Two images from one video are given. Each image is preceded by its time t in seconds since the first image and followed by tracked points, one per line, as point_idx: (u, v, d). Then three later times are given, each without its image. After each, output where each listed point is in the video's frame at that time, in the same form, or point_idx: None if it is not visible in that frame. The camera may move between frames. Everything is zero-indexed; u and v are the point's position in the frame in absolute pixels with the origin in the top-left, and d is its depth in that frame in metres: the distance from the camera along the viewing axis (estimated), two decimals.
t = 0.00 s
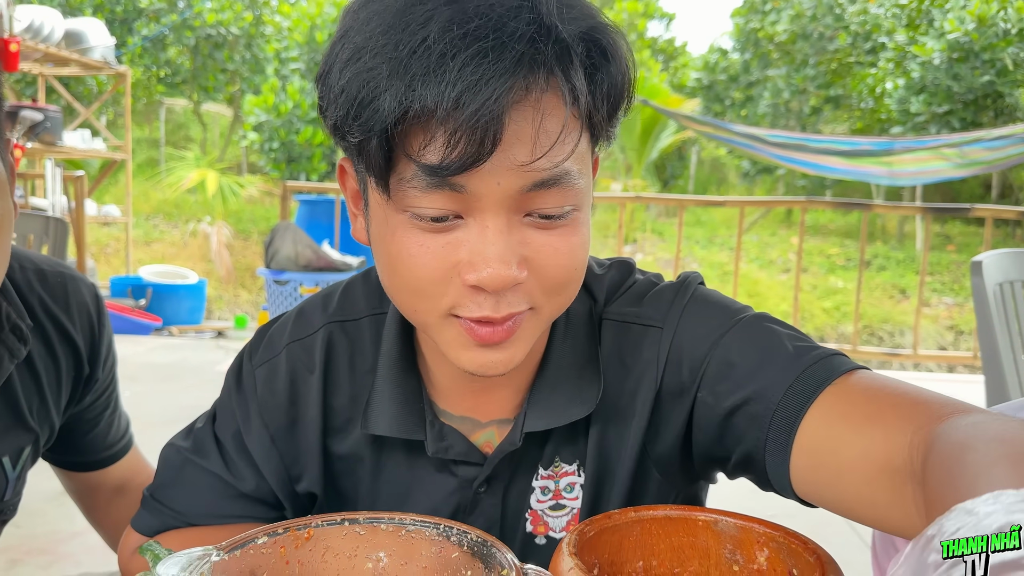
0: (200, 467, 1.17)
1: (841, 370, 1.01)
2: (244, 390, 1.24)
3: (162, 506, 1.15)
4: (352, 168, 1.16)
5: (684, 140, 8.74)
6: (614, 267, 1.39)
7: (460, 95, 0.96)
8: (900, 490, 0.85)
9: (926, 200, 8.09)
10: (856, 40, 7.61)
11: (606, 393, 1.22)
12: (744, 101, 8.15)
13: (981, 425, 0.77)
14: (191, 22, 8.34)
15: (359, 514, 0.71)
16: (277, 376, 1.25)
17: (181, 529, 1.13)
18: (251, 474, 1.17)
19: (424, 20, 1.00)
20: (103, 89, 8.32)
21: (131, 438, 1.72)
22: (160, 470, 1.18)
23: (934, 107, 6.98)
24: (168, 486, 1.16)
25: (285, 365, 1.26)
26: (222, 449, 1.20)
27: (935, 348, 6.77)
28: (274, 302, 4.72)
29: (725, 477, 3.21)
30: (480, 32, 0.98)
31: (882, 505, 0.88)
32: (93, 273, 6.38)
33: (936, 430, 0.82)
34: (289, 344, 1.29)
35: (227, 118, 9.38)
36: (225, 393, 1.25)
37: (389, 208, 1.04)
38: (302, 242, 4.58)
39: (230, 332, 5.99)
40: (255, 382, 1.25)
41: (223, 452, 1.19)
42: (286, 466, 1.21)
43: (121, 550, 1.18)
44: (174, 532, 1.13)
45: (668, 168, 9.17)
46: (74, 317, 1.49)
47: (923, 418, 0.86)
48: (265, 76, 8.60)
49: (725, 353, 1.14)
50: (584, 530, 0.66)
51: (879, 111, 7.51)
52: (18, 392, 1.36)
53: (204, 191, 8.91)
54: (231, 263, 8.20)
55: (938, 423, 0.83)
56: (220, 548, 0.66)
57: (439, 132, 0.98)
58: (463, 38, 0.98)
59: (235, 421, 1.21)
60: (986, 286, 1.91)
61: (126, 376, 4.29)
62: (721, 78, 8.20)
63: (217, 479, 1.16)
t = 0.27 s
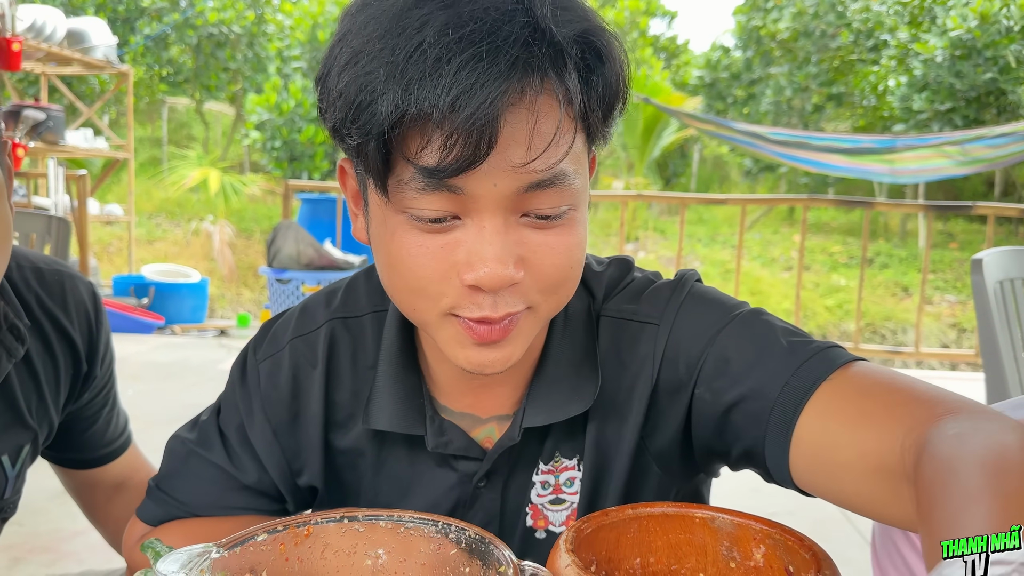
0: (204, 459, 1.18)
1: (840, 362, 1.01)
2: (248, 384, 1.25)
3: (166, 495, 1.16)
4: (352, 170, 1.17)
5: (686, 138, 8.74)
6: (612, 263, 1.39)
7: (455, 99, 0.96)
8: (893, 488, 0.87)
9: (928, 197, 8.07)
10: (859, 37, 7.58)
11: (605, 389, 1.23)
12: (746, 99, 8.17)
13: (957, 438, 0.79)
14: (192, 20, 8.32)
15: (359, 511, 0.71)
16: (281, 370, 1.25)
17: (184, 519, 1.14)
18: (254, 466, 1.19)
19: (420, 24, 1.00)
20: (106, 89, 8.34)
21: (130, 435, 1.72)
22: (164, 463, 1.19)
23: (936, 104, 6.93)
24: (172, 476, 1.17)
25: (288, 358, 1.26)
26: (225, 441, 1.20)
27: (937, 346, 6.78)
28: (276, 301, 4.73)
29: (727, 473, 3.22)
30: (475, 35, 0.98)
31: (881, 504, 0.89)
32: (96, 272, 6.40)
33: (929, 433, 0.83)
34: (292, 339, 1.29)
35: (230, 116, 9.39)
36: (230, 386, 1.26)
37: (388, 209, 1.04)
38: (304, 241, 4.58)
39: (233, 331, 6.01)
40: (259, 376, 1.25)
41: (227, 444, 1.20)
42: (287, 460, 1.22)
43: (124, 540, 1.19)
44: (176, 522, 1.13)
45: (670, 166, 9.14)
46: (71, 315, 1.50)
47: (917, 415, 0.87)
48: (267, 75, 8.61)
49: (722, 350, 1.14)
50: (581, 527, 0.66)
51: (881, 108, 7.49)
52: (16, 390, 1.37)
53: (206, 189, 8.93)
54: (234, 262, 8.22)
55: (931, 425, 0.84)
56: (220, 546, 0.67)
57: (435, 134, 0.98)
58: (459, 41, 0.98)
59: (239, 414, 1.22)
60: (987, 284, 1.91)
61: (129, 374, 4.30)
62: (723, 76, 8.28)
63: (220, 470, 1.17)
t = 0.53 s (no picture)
0: (203, 461, 1.19)
1: (821, 361, 1.01)
2: (246, 386, 1.26)
3: (166, 499, 1.18)
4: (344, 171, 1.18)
5: (688, 137, 8.74)
6: (603, 262, 1.40)
7: (443, 94, 0.97)
8: (868, 491, 0.88)
9: (931, 195, 8.06)
10: (861, 35, 7.58)
11: (597, 388, 1.23)
12: (748, 97, 8.10)
13: (925, 442, 0.81)
14: (194, 20, 8.34)
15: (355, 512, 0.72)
16: (278, 370, 1.26)
17: (184, 522, 1.16)
18: (252, 468, 1.20)
19: (408, 22, 1.01)
20: (108, 88, 8.35)
21: (131, 437, 1.73)
22: (164, 465, 1.20)
23: (939, 102, 6.94)
24: (172, 479, 1.18)
25: (285, 359, 1.27)
26: (224, 443, 1.22)
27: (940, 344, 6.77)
28: (278, 301, 4.73)
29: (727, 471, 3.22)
30: (462, 33, 0.99)
31: (856, 506, 0.90)
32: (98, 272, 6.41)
33: (902, 436, 0.84)
34: (289, 340, 1.29)
35: (231, 116, 9.37)
36: (228, 389, 1.26)
37: (379, 206, 1.05)
38: (306, 241, 4.58)
39: (235, 330, 6.02)
40: (257, 377, 1.26)
41: (225, 446, 1.21)
42: (285, 460, 1.22)
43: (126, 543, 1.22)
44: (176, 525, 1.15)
45: (672, 164, 9.12)
46: (71, 318, 1.50)
47: (894, 419, 0.88)
48: (269, 74, 8.62)
49: (705, 349, 1.14)
50: (576, 527, 0.66)
51: (884, 107, 7.49)
52: (16, 394, 1.38)
53: (209, 189, 8.93)
54: (236, 261, 8.23)
55: (905, 428, 0.85)
56: (217, 547, 0.67)
57: (423, 129, 0.99)
58: (446, 38, 0.99)
59: (237, 415, 1.23)
60: (987, 283, 1.91)
61: (132, 374, 4.31)
62: (725, 75, 8.16)
63: (219, 472, 1.18)
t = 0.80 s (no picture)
0: (200, 461, 1.20)
1: (822, 362, 1.02)
2: (242, 386, 1.26)
3: (163, 498, 1.18)
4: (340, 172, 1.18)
5: (690, 136, 8.73)
6: (598, 262, 1.40)
7: (434, 89, 0.98)
8: (872, 485, 0.88)
9: (933, 193, 8.05)
10: (862, 33, 7.59)
11: (593, 385, 1.24)
12: (749, 96, 8.11)
13: (939, 433, 0.82)
14: (196, 21, 8.35)
15: (352, 510, 0.72)
16: (274, 370, 1.27)
17: (181, 521, 1.16)
18: (249, 467, 1.20)
19: (400, 20, 1.02)
20: (110, 89, 8.37)
21: (133, 436, 1.74)
22: (161, 464, 1.21)
23: (941, 100, 6.93)
24: (169, 479, 1.19)
25: (281, 359, 1.27)
26: (221, 442, 1.22)
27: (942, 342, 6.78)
28: (279, 300, 4.75)
29: (727, 468, 3.23)
30: (454, 30, 1.01)
31: (859, 499, 0.90)
32: (100, 272, 6.42)
33: (911, 430, 0.85)
34: (286, 340, 1.30)
35: (233, 117, 9.38)
36: (223, 389, 1.27)
37: (372, 202, 1.05)
38: (307, 241, 4.59)
39: (237, 330, 6.03)
40: (253, 377, 1.26)
41: (222, 445, 1.22)
42: (282, 459, 1.23)
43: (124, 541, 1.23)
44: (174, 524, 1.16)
45: (673, 163, 9.11)
46: (72, 319, 1.51)
47: (899, 414, 0.89)
48: (271, 74, 8.63)
49: (705, 348, 1.15)
50: (570, 523, 0.67)
51: (886, 105, 7.49)
52: (18, 395, 1.39)
53: (211, 190, 8.95)
54: (238, 262, 8.24)
55: (912, 422, 0.86)
56: (215, 543, 0.68)
57: (416, 124, 0.99)
58: (438, 35, 1.00)
59: (233, 415, 1.24)
60: (985, 281, 1.91)
61: (134, 374, 4.33)
62: (726, 73, 8.15)
63: (216, 472, 1.19)
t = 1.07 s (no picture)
0: (204, 455, 1.21)
1: (822, 363, 1.05)
2: (246, 382, 1.27)
3: (169, 492, 1.19)
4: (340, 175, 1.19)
5: (691, 135, 8.73)
6: (596, 261, 1.41)
7: (432, 89, 0.99)
8: (873, 481, 0.89)
9: (934, 191, 8.05)
10: (863, 32, 7.59)
11: (590, 382, 1.24)
12: (750, 96, 8.10)
13: (937, 429, 0.83)
14: (197, 22, 8.37)
15: (350, 507, 0.73)
16: (278, 367, 1.28)
17: (185, 515, 1.17)
18: (252, 461, 1.21)
19: (400, 22, 1.04)
20: (112, 91, 8.38)
21: (134, 435, 1.75)
22: (167, 458, 1.22)
23: (942, 99, 6.93)
24: (174, 473, 1.20)
25: (285, 357, 1.28)
26: (225, 437, 1.23)
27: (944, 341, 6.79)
28: (281, 301, 4.76)
29: (727, 466, 3.23)
30: (452, 32, 1.02)
31: (859, 495, 0.91)
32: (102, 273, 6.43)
33: (910, 425, 0.86)
34: (288, 338, 1.32)
35: (235, 118, 9.41)
36: (228, 385, 1.28)
37: (371, 200, 1.05)
38: (308, 241, 4.60)
39: (239, 331, 6.05)
40: (256, 373, 1.28)
41: (226, 440, 1.23)
42: (285, 455, 1.24)
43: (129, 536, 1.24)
44: (177, 518, 1.17)
45: (674, 163, 9.11)
46: (72, 320, 1.52)
47: (898, 411, 0.90)
48: (272, 75, 8.65)
49: (708, 348, 1.17)
50: (565, 520, 0.68)
51: (887, 104, 7.48)
52: (20, 396, 1.40)
53: (213, 191, 8.97)
54: (240, 262, 8.25)
55: (911, 418, 0.88)
56: (214, 540, 0.68)
57: (414, 123, 1.00)
58: (436, 37, 1.02)
59: (237, 410, 1.25)
60: (982, 279, 1.92)
61: (137, 375, 4.34)
62: (727, 73, 8.17)
63: (220, 467, 1.20)
